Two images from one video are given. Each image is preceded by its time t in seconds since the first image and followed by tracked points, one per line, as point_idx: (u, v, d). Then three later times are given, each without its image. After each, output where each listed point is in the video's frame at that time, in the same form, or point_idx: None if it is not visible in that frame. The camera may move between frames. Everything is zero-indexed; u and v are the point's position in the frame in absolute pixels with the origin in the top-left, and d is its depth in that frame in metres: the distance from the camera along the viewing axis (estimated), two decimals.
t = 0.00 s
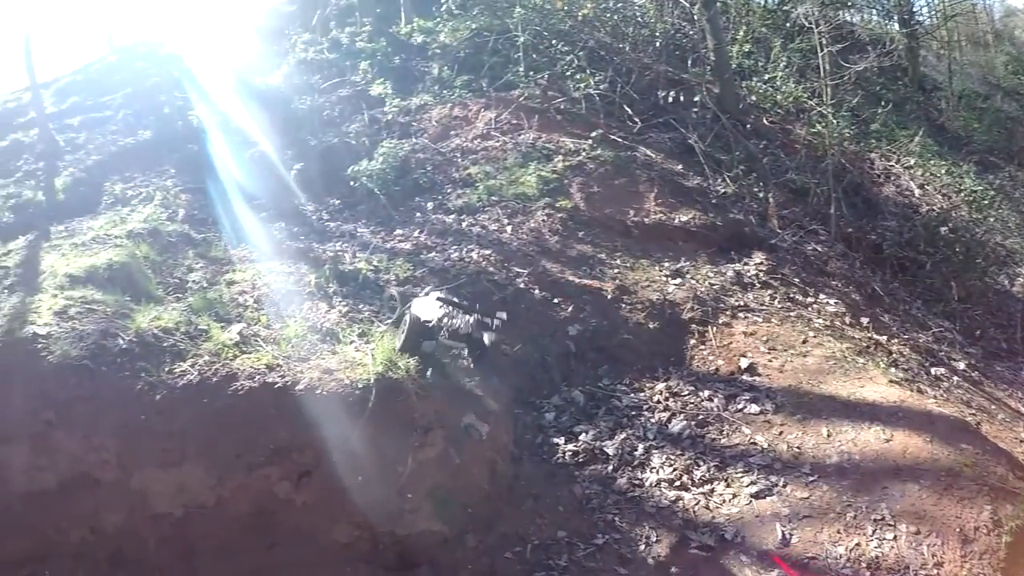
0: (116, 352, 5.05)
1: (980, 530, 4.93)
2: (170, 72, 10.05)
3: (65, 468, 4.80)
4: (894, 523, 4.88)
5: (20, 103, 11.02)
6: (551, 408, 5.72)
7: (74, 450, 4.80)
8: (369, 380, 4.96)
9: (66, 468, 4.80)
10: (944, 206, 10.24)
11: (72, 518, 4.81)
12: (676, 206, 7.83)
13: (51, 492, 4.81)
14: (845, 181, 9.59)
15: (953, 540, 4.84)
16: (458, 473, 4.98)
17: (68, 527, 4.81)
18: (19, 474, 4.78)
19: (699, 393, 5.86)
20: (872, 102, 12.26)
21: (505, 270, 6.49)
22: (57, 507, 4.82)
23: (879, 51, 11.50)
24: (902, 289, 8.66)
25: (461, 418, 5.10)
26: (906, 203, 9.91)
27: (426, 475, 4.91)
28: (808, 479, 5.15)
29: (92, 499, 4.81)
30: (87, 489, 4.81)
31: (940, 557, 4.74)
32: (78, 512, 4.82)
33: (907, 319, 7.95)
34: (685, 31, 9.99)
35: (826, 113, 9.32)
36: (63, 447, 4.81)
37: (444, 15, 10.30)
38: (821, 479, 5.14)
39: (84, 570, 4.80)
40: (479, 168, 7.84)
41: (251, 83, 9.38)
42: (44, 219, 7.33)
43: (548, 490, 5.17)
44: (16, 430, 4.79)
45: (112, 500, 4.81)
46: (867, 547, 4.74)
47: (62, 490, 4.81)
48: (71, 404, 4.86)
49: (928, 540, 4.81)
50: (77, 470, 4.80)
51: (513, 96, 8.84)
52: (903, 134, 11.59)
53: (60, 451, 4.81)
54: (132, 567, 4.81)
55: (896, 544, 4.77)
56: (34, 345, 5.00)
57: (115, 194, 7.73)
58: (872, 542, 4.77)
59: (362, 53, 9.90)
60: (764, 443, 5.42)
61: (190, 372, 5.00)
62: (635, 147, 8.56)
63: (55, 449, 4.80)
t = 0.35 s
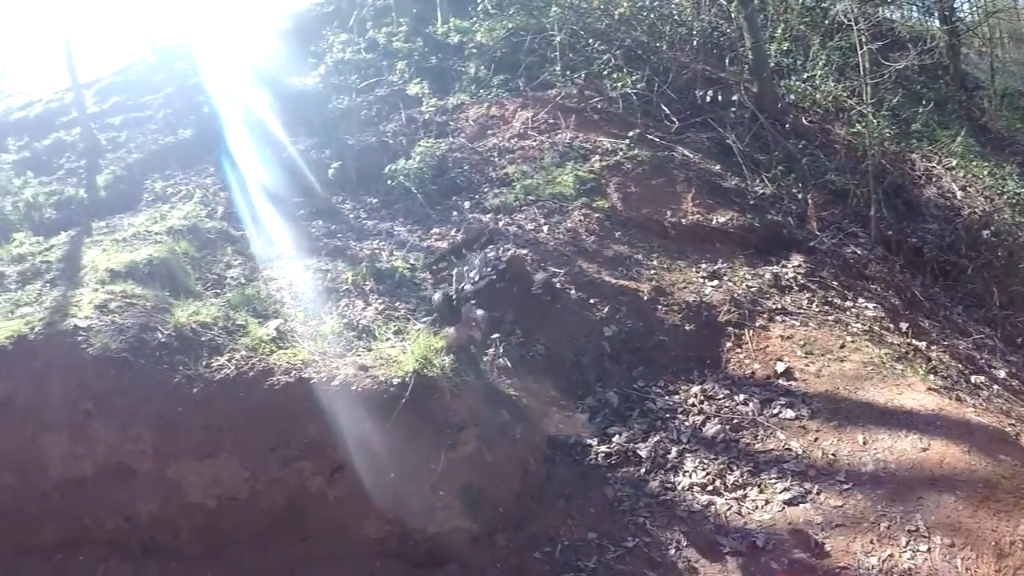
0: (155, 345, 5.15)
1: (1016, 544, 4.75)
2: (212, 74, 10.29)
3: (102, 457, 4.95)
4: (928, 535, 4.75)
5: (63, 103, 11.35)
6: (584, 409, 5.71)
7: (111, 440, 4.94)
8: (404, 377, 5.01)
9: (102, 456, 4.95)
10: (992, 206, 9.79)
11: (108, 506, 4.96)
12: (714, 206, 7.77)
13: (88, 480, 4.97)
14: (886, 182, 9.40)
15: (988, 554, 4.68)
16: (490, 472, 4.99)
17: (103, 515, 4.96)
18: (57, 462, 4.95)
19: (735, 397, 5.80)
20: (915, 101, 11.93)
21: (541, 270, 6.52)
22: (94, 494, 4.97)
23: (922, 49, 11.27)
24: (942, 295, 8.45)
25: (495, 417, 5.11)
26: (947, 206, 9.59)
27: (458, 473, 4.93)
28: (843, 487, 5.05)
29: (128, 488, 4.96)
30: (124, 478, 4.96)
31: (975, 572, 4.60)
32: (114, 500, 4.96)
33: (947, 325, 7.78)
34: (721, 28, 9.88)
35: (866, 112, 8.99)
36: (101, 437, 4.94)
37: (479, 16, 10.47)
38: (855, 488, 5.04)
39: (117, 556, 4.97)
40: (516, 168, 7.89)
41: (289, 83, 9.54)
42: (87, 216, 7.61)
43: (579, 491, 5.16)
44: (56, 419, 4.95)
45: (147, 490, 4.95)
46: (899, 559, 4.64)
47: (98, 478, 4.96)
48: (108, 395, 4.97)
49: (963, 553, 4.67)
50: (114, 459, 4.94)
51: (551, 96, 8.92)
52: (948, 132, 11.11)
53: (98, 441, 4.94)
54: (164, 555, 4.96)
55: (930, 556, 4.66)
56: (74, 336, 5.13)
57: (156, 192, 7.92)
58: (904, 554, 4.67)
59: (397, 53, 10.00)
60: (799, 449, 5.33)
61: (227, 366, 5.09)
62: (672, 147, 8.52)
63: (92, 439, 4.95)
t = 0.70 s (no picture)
0: (185, 340, 5.25)
1: None
2: (244, 74, 10.44)
3: (130, 449, 5.08)
4: (954, 546, 4.62)
5: (95, 103, 11.55)
6: (611, 410, 5.72)
7: (139, 433, 5.05)
8: (431, 376, 5.05)
9: (130, 449, 5.08)
10: None
11: (135, 497, 5.14)
12: (744, 208, 7.76)
13: (116, 471, 5.13)
14: (918, 184, 9.19)
15: (1016, 568, 4.52)
16: (515, 472, 5.00)
17: (130, 505, 5.15)
18: (86, 453, 5.11)
19: (762, 401, 5.77)
20: (948, 101, 11.67)
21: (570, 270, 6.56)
22: (122, 485, 5.15)
23: (957, 49, 11.14)
24: (976, 300, 8.17)
25: (521, 417, 5.13)
26: (980, 209, 9.16)
27: (482, 472, 4.94)
28: (870, 495, 4.95)
29: (154, 480, 5.11)
30: (151, 470, 5.10)
31: None
32: (140, 491, 5.13)
33: (981, 331, 7.60)
34: (752, 27, 10.02)
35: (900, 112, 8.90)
36: (129, 429, 5.06)
37: (509, 17, 10.68)
38: (882, 496, 4.92)
39: (142, 546, 5.15)
40: (546, 168, 7.94)
41: (322, 84, 9.68)
42: (120, 214, 7.80)
43: (603, 493, 5.16)
44: (87, 410, 5.08)
45: (173, 482, 5.08)
46: (924, 569, 4.53)
47: (125, 470, 5.12)
48: (137, 388, 5.07)
49: (989, 566, 4.54)
50: (142, 452, 5.08)
51: (581, 96, 8.99)
52: (983, 133, 10.68)
53: (126, 433, 5.07)
54: (188, 545, 5.13)
55: (956, 568, 4.53)
56: (107, 330, 5.27)
57: (188, 190, 8.07)
58: (930, 565, 4.55)
59: (429, 54, 10.16)
60: (826, 456, 5.26)
61: (256, 362, 5.16)
62: (703, 147, 8.53)
63: (121, 431, 5.07)
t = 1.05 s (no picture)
0: (199, 339, 5.31)
1: None
2: (259, 74, 10.51)
3: (142, 447, 5.14)
4: (967, 550, 4.60)
5: (112, 103, 11.66)
6: (623, 410, 5.75)
7: (152, 430, 5.10)
8: (443, 376, 5.09)
9: (143, 446, 5.14)
10: None
11: (146, 493, 5.20)
12: (758, 208, 7.75)
13: (128, 467, 5.20)
14: (934, 184, 9.22)
15: None
16: (526, 472, 5.01)
17: (142, 501, 5.21)
18: (99, 449, 5.17)
19: (776, 402, 5.77)
20: (966, 101, 11.63)
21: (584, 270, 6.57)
22: (135, 481, 5.21)
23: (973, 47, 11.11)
24: (992, 302, 8.12)
25: (533, 417, 5.14)
26: (996, 209, 9.00)
27: (494, 472, 4.95)
28: (882, 497, 4.92)
29: (167, 476, 5.17)
30: (163, 466, 5.16)
31: None
32: (152, 488, 5.19)
33: (996, 333, 7.54)
34: (768, 26, 10.16)
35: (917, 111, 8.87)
36: (142, 426, 5.10)
37: (525, 16, 10.76)
38: (895, 499, 4.90)
39: (153, 542, 5.20)
40: (560, 167, 7.96)
41: (337, 84, 9.76)
42: (135, 212, 7.87)
43: (615, 493, 5.17)
44: (100, 406, 5.13)
45: (185, 479, 5.13)
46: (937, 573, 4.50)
47: (138, 466, 5.18)
48: (150, 385, 5.12)
49: (1002, 570, 4.50)
50: (155, 449, 5.14)
51: (595, 96, 8.99)
52: (999, 133, 10.52)
53: (138, 429, 5.11)
54: (200, 541, 5.17)
55: (968, 572, 4.50)
56: (121, 328, 5.33)
57: (202, 189, 8.15)
58: (942, 568, 4.53)
59: (445, 53, 10.23)
60: (839, 458, 5.24)
61: (270, 360, 5.21)
62: (717, 147, 8.53)
63: (133, 427, 5.11)
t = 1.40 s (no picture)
0: (202, 338, 5.33)
1: None
2: (262, 73, 10.52)
3: (144, 446, 5.15)
4: (968, 550, 4.55)
5: (115, 103, 11.68)
6: (625, 410, 5.76)
7: (154, 429, 5.10)
8: (445, 375, 5.09)
9: (145, 445, 5.15)
10: None
11: (148, 492, 5.21)
12: (761, 208, 7.75)
13: (130, 467, 5.21)
14: (937, 185, 9.24)
15: None
16: (528, 472, 5.02)
17: (144, 500, 5.22)
18: (101, 448, 5.19)
19: (777, 402, 5.76)
20: (969, 100, 11.61)
21: (586, 270, 6.58)
22: (137, 480, 5.22)
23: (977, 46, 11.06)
24: (994, 302, 8.11)
25: (535, 416, 5.15)
26: (999, 209, 8.96)
27: (496, 471, 4.95)
28: (883, 498, 4.90)
29: (168, 476, 5.18)
30: (165, 465, 5.17)
31: None
32: (154, 487, 5.20)
33: (999, 334, 7.52)
34: (771, 25, 10.04)
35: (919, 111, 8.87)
36: (143, 425, 5.11)
37: (528, 16, 10.75)
38: (896, 499, 4.88)
39: (155, 541, 5.21)
40: (563, 167, 7.97)
41: (340, 83, 9.77)
42: (138, 212, 7.88)
43: (616, 493, 5.17)
44: (101, 405, 5.14)
45: (186, 478, 5.14)
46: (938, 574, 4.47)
47: (140, 465, 5.19)
48: (153, 385, 5.12)
49: (1003, 571, 4.45)
50: (157, 448, 5.15)
51: (598, 95, 8.97)
52: (1004, 133, 10.50)
53: (140, 428, 5.12)
54: (201, 540, 5.19)
55: (969, 573, 4.45)
56: (123, 328, 5.34)
57: (205, 189, 8.16)
58: (943, 569, 4.50)
59: (447, 53, 10.23)
60: (841, 458, 5.23)
61: (272, 360, 5.22)
62: (720, 146, 8.53)
63: (135, 427, 5.12)
